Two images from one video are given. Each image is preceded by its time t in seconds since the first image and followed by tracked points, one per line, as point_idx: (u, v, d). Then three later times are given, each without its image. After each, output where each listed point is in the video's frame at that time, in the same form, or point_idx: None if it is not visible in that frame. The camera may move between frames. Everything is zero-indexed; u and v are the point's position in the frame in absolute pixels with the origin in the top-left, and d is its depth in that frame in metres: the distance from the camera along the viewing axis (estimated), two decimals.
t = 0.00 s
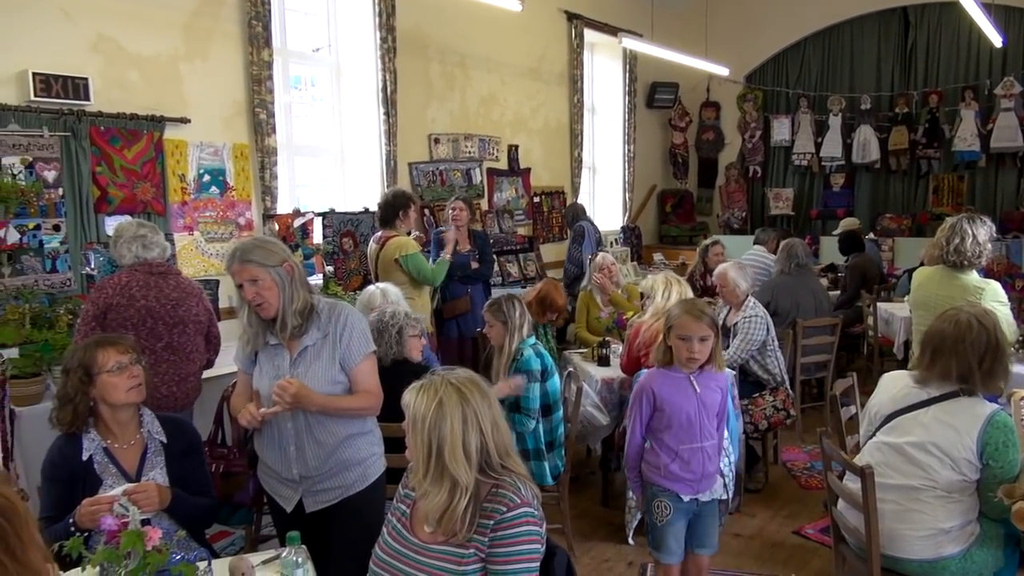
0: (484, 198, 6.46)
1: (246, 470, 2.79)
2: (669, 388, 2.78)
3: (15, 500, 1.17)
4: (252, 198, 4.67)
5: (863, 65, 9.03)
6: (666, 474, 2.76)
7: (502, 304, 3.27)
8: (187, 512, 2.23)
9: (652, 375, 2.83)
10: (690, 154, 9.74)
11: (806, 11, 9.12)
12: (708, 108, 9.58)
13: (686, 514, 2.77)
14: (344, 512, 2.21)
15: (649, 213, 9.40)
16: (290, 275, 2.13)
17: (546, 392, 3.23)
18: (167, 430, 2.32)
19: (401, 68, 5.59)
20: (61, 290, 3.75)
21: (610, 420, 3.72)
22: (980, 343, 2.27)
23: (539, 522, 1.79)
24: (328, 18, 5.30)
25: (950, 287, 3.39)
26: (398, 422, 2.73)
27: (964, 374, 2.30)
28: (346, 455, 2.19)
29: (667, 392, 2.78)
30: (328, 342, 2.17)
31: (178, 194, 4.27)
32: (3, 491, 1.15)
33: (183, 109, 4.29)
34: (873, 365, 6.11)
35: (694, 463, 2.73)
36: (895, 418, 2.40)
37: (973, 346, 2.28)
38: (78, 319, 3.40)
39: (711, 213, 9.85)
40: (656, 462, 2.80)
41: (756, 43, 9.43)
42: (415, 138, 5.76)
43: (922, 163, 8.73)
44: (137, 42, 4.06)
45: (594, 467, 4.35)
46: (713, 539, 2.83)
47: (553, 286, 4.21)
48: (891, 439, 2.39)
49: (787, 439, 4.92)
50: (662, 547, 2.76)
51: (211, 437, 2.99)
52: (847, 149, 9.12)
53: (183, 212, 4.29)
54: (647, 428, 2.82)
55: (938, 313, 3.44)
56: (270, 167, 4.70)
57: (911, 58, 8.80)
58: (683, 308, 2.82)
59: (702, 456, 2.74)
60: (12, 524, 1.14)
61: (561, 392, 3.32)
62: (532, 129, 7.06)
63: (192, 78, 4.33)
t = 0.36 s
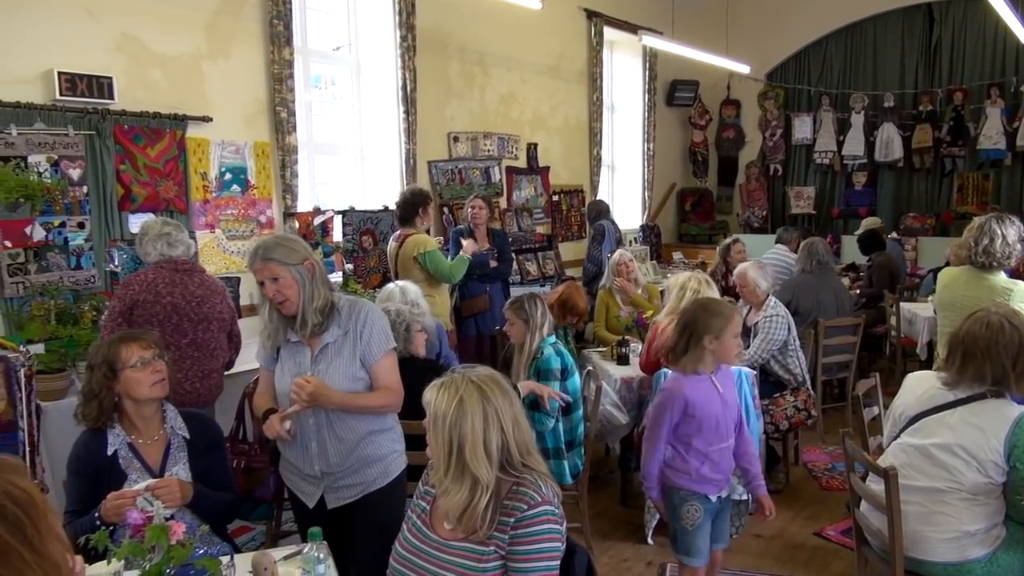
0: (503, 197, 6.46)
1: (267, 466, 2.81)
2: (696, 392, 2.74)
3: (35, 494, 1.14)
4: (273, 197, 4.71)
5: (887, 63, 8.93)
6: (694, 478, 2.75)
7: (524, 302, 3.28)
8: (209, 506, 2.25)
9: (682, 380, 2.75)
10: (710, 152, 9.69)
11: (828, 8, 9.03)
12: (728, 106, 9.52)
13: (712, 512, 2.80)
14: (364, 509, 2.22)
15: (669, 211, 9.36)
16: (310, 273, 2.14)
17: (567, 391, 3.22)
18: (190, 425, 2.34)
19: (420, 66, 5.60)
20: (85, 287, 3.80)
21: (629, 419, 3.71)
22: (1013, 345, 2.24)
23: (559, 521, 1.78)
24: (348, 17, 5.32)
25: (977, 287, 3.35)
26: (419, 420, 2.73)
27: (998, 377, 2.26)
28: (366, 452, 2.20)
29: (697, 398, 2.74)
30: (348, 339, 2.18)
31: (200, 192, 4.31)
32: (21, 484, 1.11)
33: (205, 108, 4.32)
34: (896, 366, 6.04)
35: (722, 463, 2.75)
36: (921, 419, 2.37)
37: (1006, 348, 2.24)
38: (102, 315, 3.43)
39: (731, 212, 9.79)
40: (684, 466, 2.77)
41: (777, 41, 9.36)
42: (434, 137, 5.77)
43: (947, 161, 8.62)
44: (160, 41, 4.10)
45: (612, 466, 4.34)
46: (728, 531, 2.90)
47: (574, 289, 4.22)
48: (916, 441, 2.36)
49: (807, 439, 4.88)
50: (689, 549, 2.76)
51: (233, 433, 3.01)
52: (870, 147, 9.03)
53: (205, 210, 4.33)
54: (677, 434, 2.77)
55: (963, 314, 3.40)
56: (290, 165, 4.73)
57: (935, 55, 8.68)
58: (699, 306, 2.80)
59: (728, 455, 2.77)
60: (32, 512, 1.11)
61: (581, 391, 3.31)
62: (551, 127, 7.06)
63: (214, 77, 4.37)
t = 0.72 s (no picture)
0: (525, 194, 6.46)
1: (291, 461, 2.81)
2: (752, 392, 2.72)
3: (69, 485, 1.16)
4: (297, 194, 4.74)
5: (914, 59, 8.81)
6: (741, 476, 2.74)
7: (546, 301, 3.28)
8: (233, 500, 2.27)
9: (742, 376, 2.70)
10: (733, 150, 9.61)
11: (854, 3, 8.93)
12: (752, 103, 9.44)
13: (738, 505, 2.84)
14: (387, 506, 2.23)
15: (691, 209, 9.30)
16: (335, 272, 2.15)
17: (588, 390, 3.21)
18: (215, 420, 2.37)
19: (442, 64, 5.62)
20: (112, 283, 3.85)
21: (651, 417, 3.70)
22: None
23: (581, 518, 1.77)
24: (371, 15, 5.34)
25: (1009, 288, 3.30)
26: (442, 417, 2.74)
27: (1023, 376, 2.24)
28: (389, 448, 2.21)
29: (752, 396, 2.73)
30: (373, 336, 2.19)
31: (224, 189, 4.35)
32: (56, 475, 1.14)
33: (230, 105, 4.36)
34: (922, 366, 5.96)
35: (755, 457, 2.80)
36: (947, 420, 2.34)
37: None
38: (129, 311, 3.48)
39: (754, 210, 9.72)
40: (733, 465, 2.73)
41: (802, 37, 9.27)
42: (456, 134, 5.78)
43: (975, 159, 8.49)
44: (186, 40, 4.15)
45: (633, 465, 4.32)
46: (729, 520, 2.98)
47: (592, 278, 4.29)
48: (942, 442, 2.33)
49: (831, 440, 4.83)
50: (730, 547, 2.73)
51: (257, 428, 3.04)
52: (896, 145, 8.92)
53: (229, 207, 4.37)
54: (744, 436, 2.66)
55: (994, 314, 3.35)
56: (313, 163, 4.76)
57: (964, 50, 8.55)
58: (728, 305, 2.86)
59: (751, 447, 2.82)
60: (67, 504, 1.13)
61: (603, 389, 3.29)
62: (573, 125, 7.04)
63: (239, 75, 4.41)
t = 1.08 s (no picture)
0: (549, 192, 6.45)
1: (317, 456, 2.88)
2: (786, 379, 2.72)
3: (109, 481, 1.18)
4: (323, 191, 4.78)
5: (946, 54, 8.67)
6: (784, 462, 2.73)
7: (570, 298, 3.27)
8: (262, 494, 2.29)
9: (778, 366, 2.68)
10: (760, 147, 9.53)
11: None
12: (779, 100, 9.35)
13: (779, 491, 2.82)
14: (413, 502, 2.24)
15: (716, 206, 9.23)
16: (365, 270, 2.16)
17: (612, 387, 3.20)
18: (244, 414, 2.39)
19: (467, 61, 5.62)
20: (142, 279, 3.91)
21: (676, 416, 3.68)
22: None
23: (608, 516, 1.76)
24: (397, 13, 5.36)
25: None
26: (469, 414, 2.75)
27: None
28: (417, 445, 2.22)
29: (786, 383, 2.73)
30: (402, 333, 2.20)
31: (252, 187, 4.40)
32: (96, 471, 1.16)
33: (257, 104, 4.40)
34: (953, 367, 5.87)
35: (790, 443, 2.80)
36: (979, 421, 2.29)
37: None
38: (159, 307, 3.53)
39: (780, 208, 9.62)
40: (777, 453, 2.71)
41: (831, 33, 9.16)
42: (481, 132, 5.79)
43: (1008, 156, 8.34)
44: (214, 39, 4.19)
45: (658, 463, 4.30)
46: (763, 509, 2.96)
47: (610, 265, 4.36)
48: (975, 444, 2.29)
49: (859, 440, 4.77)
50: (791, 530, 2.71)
51: (284, 423, 3.07)
52: (927, 142, 8.79)
53: (257, 205, 4.42)
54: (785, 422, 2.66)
55: None
56: (339, 161, 4.79)
57: (997, 46, 8.40)
58: (753, 299, 2.80)
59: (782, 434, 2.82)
60: (106, 500, 1.15)
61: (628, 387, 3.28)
62: (598, 122, 7.02)
63: (267, 74, 4.45)
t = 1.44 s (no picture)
0: (571, 189, 6.44)
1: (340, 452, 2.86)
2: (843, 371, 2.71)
3: (145, 474, 1.20)
4: (346, 188, 4.80)
5: (975, 49, 8.54)
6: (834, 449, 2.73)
7: (592, 296, 3.27)
8: (287, 489, 2.31)
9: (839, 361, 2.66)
10: (783, 144, 9.44)
11: None
12: (803, 96, 9.27)
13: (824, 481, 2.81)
14: (438, 499, 2.25)
15: (739, 204, 9.17)
16: (390, 266, 2.17)
17: (634, 385, 3.18)
18: (269, 410, 2.41)
19: (489, 59, 5.63)
20: (168, 275, 3.96)
21: (699, 414, 3.67)
22: None
23: (632, 514, 1.76)
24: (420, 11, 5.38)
25: None
26: (492, 411, 2.75)
27: None
28: (441, 441, 2.23)
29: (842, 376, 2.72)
30: (427, 330, 2.21)
31: (276, 184, 4.44)
32: (135, 463, 1.18)
33: (281, 102, 4.44)
34: (981, 367, 5.78)
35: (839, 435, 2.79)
36: (1008, 422, 2.26)
37: None
38: (185, 303, 3.56)
39: (805, 205, 9.53)
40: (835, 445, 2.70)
41: (857, 28, 9.06)
42: (503, 129, 5.80)
43: None
44: (239, 38, 4.23)
45: (680, 462, 4.28)
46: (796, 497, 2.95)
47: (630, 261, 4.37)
48: (1003, 444, 2.26)
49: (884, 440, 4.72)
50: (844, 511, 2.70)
51: (307, 419, 3.10)
52: (955, 138, 8.66)
53: (281, 202, 4.46)
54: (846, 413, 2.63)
55: None
56: (362, 158, 4.82)
57: None
58: (807, 296, 2.78)
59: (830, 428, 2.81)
60: (142, 492, 1.16)
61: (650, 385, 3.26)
62: (620, 119, 6.99)
63: (291, 73, 4.48)
